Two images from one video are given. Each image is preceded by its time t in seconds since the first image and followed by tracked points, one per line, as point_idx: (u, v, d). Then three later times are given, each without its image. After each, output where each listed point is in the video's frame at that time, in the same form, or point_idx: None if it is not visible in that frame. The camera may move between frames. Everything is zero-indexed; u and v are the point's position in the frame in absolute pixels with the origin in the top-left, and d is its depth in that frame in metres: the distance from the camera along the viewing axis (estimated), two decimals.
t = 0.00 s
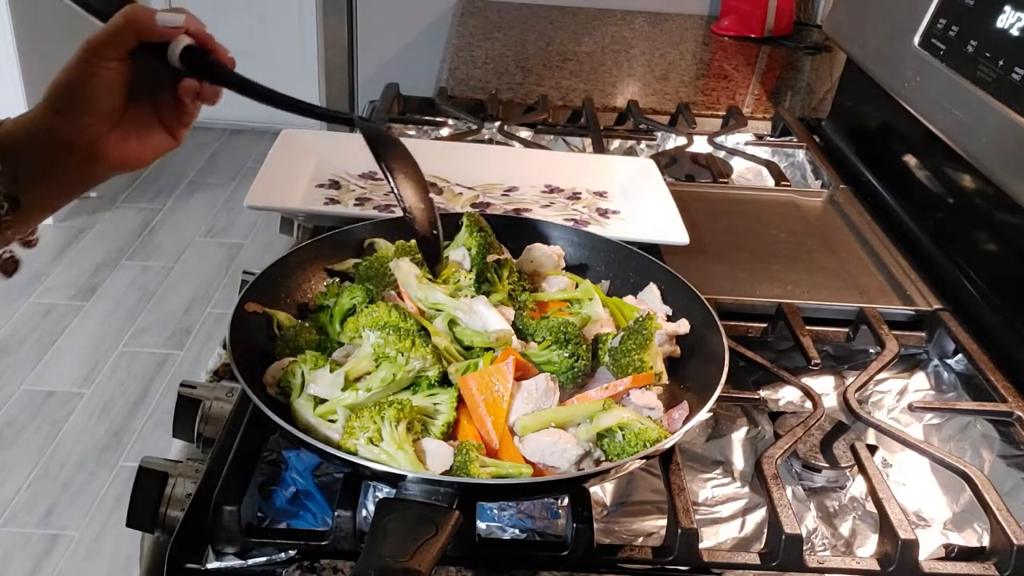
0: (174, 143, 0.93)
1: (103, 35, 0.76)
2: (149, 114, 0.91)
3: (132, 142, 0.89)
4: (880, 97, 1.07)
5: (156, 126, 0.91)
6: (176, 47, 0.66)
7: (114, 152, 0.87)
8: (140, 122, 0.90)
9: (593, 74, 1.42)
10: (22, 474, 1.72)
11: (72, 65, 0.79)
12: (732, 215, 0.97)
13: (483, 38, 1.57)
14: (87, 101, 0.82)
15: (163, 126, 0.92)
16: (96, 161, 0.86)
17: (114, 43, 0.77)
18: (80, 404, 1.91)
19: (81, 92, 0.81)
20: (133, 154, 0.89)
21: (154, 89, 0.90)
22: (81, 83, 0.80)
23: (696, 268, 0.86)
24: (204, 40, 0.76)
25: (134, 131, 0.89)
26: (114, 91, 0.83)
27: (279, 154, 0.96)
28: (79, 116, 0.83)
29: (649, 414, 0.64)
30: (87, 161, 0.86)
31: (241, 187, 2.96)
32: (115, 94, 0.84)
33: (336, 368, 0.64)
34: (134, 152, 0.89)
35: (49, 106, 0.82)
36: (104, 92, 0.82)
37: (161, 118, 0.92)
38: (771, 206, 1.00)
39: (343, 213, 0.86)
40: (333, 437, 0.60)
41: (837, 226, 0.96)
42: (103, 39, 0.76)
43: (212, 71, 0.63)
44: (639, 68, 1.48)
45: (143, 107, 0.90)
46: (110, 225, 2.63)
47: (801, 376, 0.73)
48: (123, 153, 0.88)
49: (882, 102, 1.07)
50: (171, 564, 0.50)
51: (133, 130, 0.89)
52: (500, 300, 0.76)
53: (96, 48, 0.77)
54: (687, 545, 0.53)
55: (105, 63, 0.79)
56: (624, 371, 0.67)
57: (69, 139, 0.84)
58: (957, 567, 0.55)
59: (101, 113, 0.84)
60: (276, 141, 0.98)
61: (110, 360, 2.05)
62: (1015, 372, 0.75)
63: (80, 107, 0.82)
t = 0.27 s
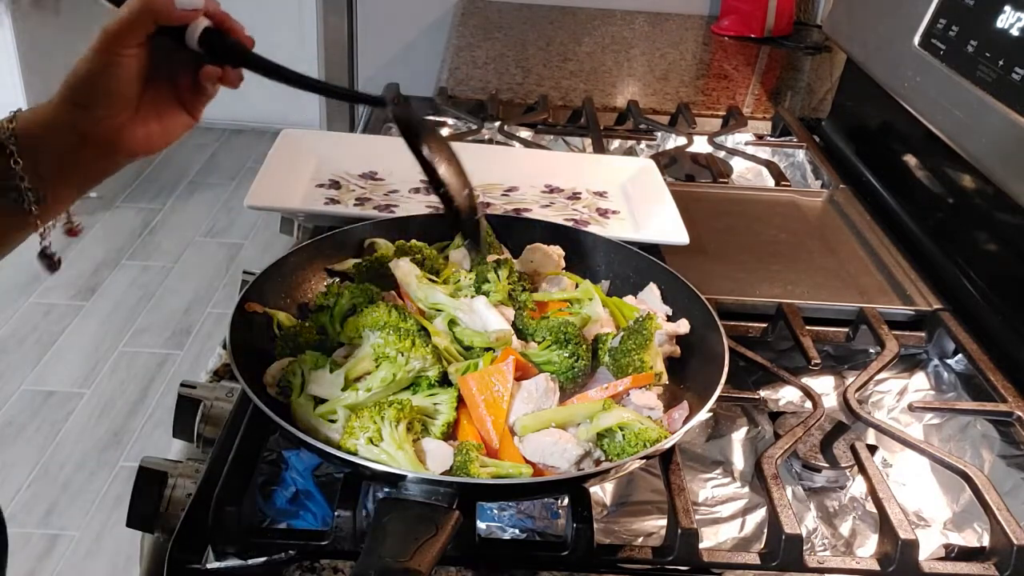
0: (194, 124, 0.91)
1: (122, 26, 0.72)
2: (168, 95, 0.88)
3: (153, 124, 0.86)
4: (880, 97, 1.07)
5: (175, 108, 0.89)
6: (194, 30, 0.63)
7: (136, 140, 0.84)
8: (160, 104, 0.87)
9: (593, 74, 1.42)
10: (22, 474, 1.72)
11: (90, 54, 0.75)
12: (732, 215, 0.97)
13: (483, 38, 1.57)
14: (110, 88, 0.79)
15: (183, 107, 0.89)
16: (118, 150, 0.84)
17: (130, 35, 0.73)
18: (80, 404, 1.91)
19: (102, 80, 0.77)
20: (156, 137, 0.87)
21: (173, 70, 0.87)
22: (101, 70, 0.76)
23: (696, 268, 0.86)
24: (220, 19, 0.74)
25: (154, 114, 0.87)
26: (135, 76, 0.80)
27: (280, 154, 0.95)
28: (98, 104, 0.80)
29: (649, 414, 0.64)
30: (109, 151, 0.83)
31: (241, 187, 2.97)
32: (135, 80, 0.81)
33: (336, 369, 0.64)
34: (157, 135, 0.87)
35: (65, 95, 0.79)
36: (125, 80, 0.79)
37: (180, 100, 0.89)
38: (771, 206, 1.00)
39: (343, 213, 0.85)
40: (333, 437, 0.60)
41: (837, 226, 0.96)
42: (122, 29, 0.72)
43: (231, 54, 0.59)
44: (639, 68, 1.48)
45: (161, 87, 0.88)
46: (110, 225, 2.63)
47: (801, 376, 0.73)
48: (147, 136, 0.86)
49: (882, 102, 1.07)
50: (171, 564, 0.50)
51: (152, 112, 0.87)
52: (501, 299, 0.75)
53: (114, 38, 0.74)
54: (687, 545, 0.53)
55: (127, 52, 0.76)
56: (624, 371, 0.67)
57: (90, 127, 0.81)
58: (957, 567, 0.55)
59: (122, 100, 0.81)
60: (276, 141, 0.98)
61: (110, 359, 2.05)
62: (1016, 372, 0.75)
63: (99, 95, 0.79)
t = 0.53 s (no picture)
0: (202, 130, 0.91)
1: (131, 41, 0.69)
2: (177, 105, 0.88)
3: (165, 136, 0.86)
4: (880, 97, 1.07)
5: (185, 117, 0.88)
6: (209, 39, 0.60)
7: (150, 153, 0.84)
8: (170, 115, 0.87)
9: (593, 74, 1.42)
10: (22, 474, 1.72)
11: (100, 71, 0.73)
12: (732, 215, 0.97)
13: (483, 39, 1.57)
14: (121, 104, 0.77)
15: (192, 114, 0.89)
16: (133, 165, 0.83)
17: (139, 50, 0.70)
18: (80, 404, 1.91)
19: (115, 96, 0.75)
20: (168, 148, 0.86)
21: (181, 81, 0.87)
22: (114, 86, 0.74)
23: (696, 268, 0.86)
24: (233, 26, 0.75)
25: (165, 125, 0.86)
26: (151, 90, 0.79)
27: (280, 154, 0.95)
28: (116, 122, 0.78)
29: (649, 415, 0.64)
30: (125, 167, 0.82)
31: (241, 187, 2.97)
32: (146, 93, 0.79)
33: (336, 368, 0.64)
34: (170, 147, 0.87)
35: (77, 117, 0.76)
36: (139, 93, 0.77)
37: (189, 108, 0.89)
38: (771, 206, 1.00)
39: (343, 213, 0.86)
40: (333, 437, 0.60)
41: (837, 226, 0.96)
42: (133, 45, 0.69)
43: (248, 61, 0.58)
44: (639, 68, 1.48)
45: (168, 98, 0.87)
46: (110, 225, 2.63)
47: (801, 376, 0.73)
48: (158, 149, 0.85)
49: (882, 102, 1.07)
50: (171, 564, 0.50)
51: (164, 125, 0.86)
52: (501, 300, 0.75)
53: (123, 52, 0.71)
54: (687, 545, 0.53)
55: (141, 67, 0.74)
56: (624, 371, 0.67)
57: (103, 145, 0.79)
58: (957, 567, 0.55)
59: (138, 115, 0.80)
60: (276, 141, 0.98)
61: (111, 359, 2.05)
62: (1016, 372, 0.75)
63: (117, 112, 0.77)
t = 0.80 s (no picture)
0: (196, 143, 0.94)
1: (129, 42, 0.71)
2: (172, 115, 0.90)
3: (160, 147, 0.89)
4: (880, 97, 1.07)
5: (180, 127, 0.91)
6: (209, 45, 0.63)
7: (145, 164, 0.87)
8: (164, 126, 0.89)
9: (593, 74, 1.42)
10: (22, 474, 1.72)
11: (98, 78, 0.75)
12: (732, 215, 0.97)
13: (482, 38, 1.57)
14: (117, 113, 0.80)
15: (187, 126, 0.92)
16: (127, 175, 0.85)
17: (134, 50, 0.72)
18: (80, 404, 1.91)
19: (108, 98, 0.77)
20: (162, 159, 0.89)
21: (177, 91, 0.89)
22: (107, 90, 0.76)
23: (696, 268, 0.86)
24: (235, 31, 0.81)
25: (159, 136, 0.89)
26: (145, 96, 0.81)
27: (280, 154, 0.95)
28: (110, 127, 0.80)
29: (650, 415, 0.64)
30: (118, 175, 0.84)
31: (241, 187, 2.97)
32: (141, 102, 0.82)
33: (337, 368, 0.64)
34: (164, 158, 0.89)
35: (73, 122, 0.78)
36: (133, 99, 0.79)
37: (183, 118, 0.91)
38: (771, 206, 1.00)
39: (343, 213, 0.86)
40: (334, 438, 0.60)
41: (837, 226, 0.96)
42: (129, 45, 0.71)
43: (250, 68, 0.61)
44: (639, 68, 1.48)
45: (165, 109, 0.90)
46: (110, 225, 2.63)
47: (801, 376, 0.73)
48: (153, 160, 0.88)
49: (882, 102, 1.07)
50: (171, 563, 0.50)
51: (159, 136, 0.89)
52: (501, 300, 0.75)
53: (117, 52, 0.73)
54: (687, 545, 0.53)
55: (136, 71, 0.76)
56: (624, 371, 0.67)
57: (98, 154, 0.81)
58: (957, 567, 0.55)
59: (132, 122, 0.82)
60: (276, 141, 0.98)
61: (111, 359, 2.05)
62: (1016, 372, 0.75)
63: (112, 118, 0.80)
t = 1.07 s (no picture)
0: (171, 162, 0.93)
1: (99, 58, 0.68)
2: (142, 135, 0.90)
3: (133, 169, 0.89)
4: (880, 97, 1.07)
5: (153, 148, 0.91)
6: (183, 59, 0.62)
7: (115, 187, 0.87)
8: (137, 147, 0.90)
9: (593, 74, 1.42)
10: (22, 474, 1.72)
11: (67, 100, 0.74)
12: (732, 215, 0.97)
13: (482, 38, 1.57)
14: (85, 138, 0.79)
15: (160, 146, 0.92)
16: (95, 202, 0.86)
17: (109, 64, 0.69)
18: (80, 404, 1.91)
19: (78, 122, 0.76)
20: (135, 181, 0.90)
21: (147, 111, 0.89)
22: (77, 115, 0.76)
23: (696, 268, 0.86)
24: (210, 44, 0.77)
25: (132, 157, 0.89)
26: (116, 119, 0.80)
27: (280, 154, 0.95)
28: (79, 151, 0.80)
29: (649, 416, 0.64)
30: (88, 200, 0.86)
31: (241, 187, 2.97)
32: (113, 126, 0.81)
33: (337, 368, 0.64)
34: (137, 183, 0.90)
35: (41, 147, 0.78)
36: (104, 122, 0.78)
37: (155, 138, 0.91)
38: (771, 206, 1.00)
39: (343, 213, 0.85)
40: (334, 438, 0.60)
41: (837, 226, 0.96)
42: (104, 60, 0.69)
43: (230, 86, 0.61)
44: (639, 68, 1.48)
45: (135, 130, 0.90)
46: (110, 225, 2.63)
47: (801, 376, 0.73)
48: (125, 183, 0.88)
49: (882, 102, 1.07)
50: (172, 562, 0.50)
51: (131, 158, 0.89)
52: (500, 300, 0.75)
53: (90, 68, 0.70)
54: (687, 545, 0.54)
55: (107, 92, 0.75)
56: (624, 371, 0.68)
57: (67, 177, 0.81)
58: (957, 567, 0.55)
59: (102, 146, 0.82)
60: (276, 140, 0.98)
61: (110, 359, 2.05)
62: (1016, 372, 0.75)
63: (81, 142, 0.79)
